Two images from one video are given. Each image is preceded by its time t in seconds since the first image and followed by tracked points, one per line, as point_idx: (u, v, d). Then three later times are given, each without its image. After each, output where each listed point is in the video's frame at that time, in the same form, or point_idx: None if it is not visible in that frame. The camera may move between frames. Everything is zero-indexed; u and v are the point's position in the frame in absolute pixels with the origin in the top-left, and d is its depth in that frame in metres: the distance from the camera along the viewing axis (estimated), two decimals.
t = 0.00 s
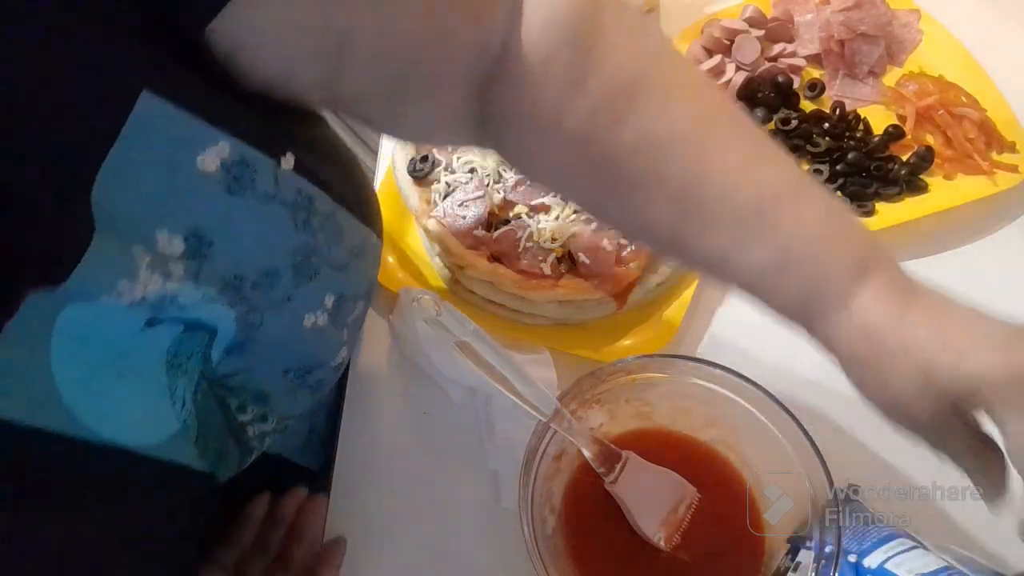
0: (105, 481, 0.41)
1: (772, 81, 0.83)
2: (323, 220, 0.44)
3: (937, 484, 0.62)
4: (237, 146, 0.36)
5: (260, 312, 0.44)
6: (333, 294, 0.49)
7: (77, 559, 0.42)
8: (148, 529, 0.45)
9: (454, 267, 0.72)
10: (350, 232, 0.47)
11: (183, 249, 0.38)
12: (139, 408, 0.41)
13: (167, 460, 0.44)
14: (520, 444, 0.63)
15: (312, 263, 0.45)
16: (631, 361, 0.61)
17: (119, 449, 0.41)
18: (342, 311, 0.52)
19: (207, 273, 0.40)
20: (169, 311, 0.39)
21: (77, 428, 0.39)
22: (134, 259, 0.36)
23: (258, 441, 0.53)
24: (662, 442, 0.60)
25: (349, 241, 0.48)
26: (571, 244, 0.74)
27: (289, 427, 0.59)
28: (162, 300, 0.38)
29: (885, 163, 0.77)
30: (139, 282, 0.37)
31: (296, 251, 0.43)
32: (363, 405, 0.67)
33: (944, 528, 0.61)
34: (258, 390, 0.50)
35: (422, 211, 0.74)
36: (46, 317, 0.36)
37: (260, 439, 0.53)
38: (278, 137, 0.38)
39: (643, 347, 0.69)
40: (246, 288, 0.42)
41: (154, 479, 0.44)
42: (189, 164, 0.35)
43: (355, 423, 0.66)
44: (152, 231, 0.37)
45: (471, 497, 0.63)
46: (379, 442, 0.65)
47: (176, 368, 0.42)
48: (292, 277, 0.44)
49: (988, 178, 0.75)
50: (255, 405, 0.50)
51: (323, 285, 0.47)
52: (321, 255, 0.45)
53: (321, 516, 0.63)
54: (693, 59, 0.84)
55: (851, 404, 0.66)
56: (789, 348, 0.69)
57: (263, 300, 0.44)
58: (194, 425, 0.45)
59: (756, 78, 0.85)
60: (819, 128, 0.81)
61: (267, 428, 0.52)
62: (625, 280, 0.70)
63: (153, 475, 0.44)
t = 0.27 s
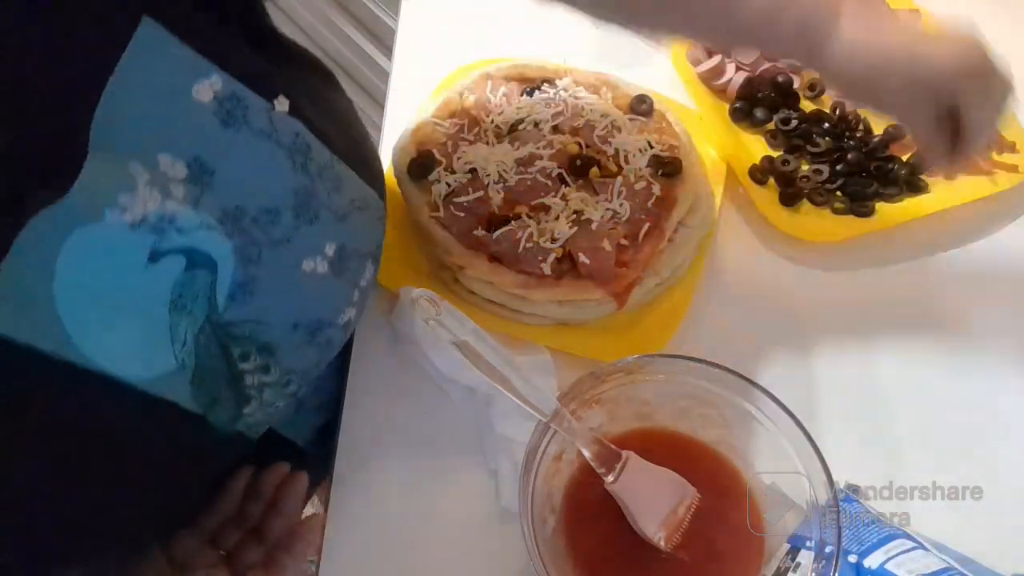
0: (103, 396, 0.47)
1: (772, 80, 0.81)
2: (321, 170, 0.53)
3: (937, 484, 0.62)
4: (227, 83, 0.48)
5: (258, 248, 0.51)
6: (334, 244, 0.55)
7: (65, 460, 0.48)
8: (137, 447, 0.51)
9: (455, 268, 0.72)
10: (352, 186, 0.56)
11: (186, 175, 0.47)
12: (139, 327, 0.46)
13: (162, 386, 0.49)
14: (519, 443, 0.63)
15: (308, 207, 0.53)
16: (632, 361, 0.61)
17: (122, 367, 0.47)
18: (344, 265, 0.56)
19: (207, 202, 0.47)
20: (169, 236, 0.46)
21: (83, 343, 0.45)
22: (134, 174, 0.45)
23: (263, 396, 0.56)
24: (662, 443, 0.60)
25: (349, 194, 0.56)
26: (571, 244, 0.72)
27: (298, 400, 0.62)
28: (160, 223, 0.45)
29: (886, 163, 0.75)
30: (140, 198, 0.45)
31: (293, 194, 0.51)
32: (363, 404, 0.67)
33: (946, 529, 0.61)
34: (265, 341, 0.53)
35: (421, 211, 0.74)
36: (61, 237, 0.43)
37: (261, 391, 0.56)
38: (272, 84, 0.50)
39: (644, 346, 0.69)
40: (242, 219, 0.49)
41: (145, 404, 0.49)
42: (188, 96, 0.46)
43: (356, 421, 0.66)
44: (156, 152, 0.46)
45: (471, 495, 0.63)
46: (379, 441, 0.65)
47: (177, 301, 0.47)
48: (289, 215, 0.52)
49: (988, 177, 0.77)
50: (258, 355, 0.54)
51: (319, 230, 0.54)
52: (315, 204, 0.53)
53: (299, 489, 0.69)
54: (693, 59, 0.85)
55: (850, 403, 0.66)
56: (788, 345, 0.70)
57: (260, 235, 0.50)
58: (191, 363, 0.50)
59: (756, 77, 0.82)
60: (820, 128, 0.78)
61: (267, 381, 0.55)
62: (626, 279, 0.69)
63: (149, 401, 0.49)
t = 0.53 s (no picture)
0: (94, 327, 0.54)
1: (771, 80, 0.82)
2: (319, 153, 0.60)
3: (937, 484, 0.62)
4: (236, 57, 0.54)
5: (247, 215, 0.57)
6: (321, 224, 0.61)
7: (56, 385, 0.55)
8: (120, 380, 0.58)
9: (455, 268, 0.72)
10: (347, 174, 0.63)
11: (192, 133, 0.54)
12: (133, 264, 0.54)
13: (150, 327, 0.56)
14: (519, 443, 0.63)
15: (302, 185, 0.59)
16: (631, 361, 0.61)
17: (114, 301, 0.54)
18: (330, 245, 0.63)
19: (206, 162, 0.55)
20: (167, 187, 0.53)
21: (81, 271, 0.52)
22: (143, 122, 0.52)
23: (238, 353, 0.64)
24: (661, 443, 0.60)
25: (342, 182, 0.62)
26: (571, 244, 0.72)
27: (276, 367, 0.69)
28: (160, 173, 0.53)
29: (890, 162, 0.75)
30: (146, 145, 0.52)
31: (290, 172, 0.58)
32: (363, 403, 0.67)
33: (946, 529, 0.61)
34: (245, 307, 0.62)
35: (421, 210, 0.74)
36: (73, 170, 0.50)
37: (236, 354, 0.64)
38: (280, 68, 0.58)
39: (644, 346, 0.69)
40: (236, 183, 0.56)
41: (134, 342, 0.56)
42: (200, 64, 0.53)
43: (356, 419, 0.66)
44: (166, 109, 0.53)
45: (471, 495, 0.63)
46: (379, 441, 0.65)
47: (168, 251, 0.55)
48: (283, 189, 0.58)
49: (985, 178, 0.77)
50: (238, 318, 0.62)
51: (310, 209, 0.60)
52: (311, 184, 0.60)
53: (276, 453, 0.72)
54: (693, 60, 0.86)
55: (848, 402, 0.66)
56: (785, 344, 0.69)
57: (252, 201, 0.57)
58: (175, 310, 0.57)
59: (756, 77, 0.83)
60: (820, 127, 0.78)
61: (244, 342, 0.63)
62: (626, 279, 0.69)
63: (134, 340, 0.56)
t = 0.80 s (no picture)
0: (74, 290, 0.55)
1: (772, 80, 0.81)
2: (319, 142, 0.60)
3: (937, 484, 0.62)
4: (242, 41, 0.55)
5: (242, 195, 0.58)
6: (315, 212, 0.62)
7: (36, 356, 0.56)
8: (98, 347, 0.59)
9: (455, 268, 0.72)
10: (346, 166, 0.63)
11: (191, 109, 0.54)
12: (120, 234, 0.54)
13: (133, 298, 0.57)
14: (519, 444, 0.63)
15: (298, 172, 0.59)
16: (631, 361, 0.61)
17: (100, 268, 0.54)
18: (322, 234, 0.63)
19: (204, 139, 0.55)
20: (161, 160, 0.53)
21: (68, 234, 0.52)
22: (144, 95, 0.52)
23: (221, 332, 0.65)
24: (661, 443, 0.60)
25: (339, 174, 0.63)
26: (571, 244, 0.72)
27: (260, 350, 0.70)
28: (156, 146, 0.53)
29: (889, 162, 0.76)
30: (143, 116, 0.52)
31: (288, 158, 0.58)
32: (363, 403, 0.67)
33: (946, 529, 0.61)
34: (230, 288, 0.62)
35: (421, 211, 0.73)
36: (68, 132, 0.50)
37: (219, 333, 0.65)
38: (286, 55, 0.58)
39: (644, 346, 0.69)
40: (232, 163, 0.56)
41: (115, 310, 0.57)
42: (206, 43, 0.53)
43: (355, 419, 0.66)
44: (168, 83, 0.53)
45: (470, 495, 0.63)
46: (379, 441, 0.65)
47: (159, 224, 0.55)
48: (280, 173, 0.58)
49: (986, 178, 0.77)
50: (222, 299, 0.62)
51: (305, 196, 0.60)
52: (308, 173, 0.60)
53: (245, 445, 0.77)
54: (693, 60, 0.86)
55: (848, 402, 0.66)
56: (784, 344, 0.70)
57: (248, 183, 0.57)
58: (161, 284, 0.57)
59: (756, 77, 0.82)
60: (821, 127, 0.78)
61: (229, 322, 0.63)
62: (626, 280, 0.69)
63: (115, 307, 0.57)
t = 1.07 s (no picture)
0: (78, 272, 0.54)
1: (771, 81, 0.81)
2: (323, 129, 0.61)
3: (937, 484, 0.62)
4: (249, 28, 0.55)
5: (244, 179, 0.58)
6: (317, 198, 0.62)
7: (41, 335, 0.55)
8: (102, 329, 0.58)
9: (455, 267, 0.72)
10: (349, 154, 0.63)
11: (197, 95, 0.54)
12: (126, 216, 0.54)
13: (138, 280, 0.56)
14: (519, 443, 0.63)
15: (302, 158, 0.60)
16: (631, 360, 0.61)
17: (106, 250, 0.54)
18: (324, 220, 0.63)
19: (209, 123, 0.55)
20: (166, 144, 0.53)
21: (73, 215, 0.52)
22: (149, 79, 0.52)
23: (224, 317, 0.64)
24: (661, 443, 0.60)
25: (342, 161, 0.63)
26: (571, 243, 0.72)
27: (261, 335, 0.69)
28: (161, 129, 0.53)
29: (889, 162, 0.76)
30: (149, 100, 0.52)
31: (291, 144, 0.59)
32: (363, 403, 0.67)
33: (945, 530, 0.61)
34: (234, 272, 0.61)
35: (421, 211, 0.73)
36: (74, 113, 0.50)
37: (221, 315, 0.63)
38: (290, 45, 0.59)
39: (643, 346, 0.69)
40: (236, 148, 0.56)
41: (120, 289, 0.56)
42: (212, 29, 0.54)
43: (355, 420, 0.66)
44: (174, 68, 0.53)
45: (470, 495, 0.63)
46: (380, 440, 0.65)
47: (163, 208, 0.55)
48: (282, 158, 0.59)
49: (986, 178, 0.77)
50: (226, 283, 0.62)
51: (307, 182, 0.61)
52: (310, 159, 0.60)
53: (249, 431, 0.73)
54: (693, 60, 0.86)
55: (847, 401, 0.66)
56: (784, 345, 0.70)
57: (250, 167, 0.58)
58: (165, 267, 0.57)
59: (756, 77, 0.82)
60: (822, 128, 0.78)
61: (232, 307, 0.63)
62: (626, 279, 0.69)
63: (121, 289, 0.57)
